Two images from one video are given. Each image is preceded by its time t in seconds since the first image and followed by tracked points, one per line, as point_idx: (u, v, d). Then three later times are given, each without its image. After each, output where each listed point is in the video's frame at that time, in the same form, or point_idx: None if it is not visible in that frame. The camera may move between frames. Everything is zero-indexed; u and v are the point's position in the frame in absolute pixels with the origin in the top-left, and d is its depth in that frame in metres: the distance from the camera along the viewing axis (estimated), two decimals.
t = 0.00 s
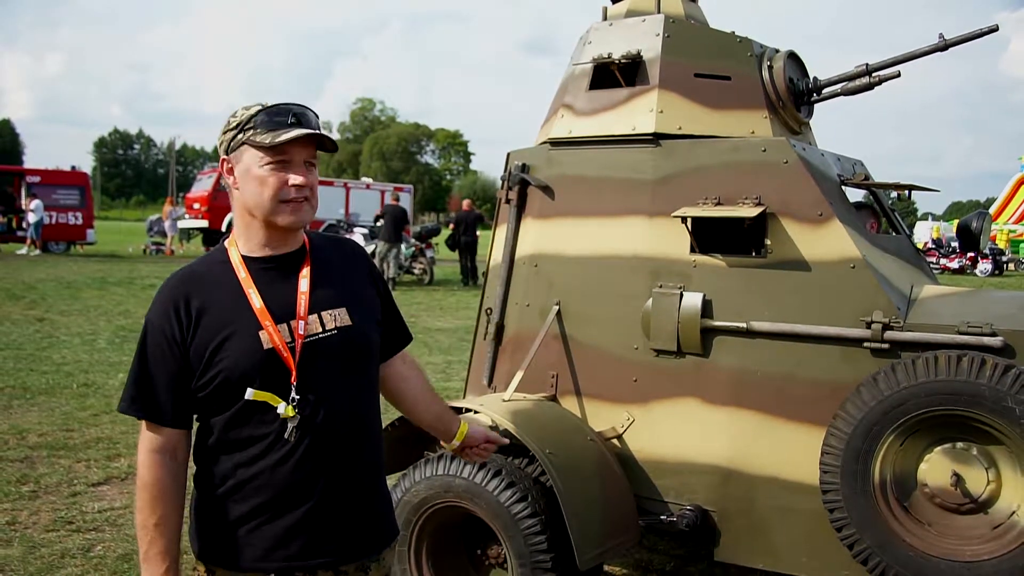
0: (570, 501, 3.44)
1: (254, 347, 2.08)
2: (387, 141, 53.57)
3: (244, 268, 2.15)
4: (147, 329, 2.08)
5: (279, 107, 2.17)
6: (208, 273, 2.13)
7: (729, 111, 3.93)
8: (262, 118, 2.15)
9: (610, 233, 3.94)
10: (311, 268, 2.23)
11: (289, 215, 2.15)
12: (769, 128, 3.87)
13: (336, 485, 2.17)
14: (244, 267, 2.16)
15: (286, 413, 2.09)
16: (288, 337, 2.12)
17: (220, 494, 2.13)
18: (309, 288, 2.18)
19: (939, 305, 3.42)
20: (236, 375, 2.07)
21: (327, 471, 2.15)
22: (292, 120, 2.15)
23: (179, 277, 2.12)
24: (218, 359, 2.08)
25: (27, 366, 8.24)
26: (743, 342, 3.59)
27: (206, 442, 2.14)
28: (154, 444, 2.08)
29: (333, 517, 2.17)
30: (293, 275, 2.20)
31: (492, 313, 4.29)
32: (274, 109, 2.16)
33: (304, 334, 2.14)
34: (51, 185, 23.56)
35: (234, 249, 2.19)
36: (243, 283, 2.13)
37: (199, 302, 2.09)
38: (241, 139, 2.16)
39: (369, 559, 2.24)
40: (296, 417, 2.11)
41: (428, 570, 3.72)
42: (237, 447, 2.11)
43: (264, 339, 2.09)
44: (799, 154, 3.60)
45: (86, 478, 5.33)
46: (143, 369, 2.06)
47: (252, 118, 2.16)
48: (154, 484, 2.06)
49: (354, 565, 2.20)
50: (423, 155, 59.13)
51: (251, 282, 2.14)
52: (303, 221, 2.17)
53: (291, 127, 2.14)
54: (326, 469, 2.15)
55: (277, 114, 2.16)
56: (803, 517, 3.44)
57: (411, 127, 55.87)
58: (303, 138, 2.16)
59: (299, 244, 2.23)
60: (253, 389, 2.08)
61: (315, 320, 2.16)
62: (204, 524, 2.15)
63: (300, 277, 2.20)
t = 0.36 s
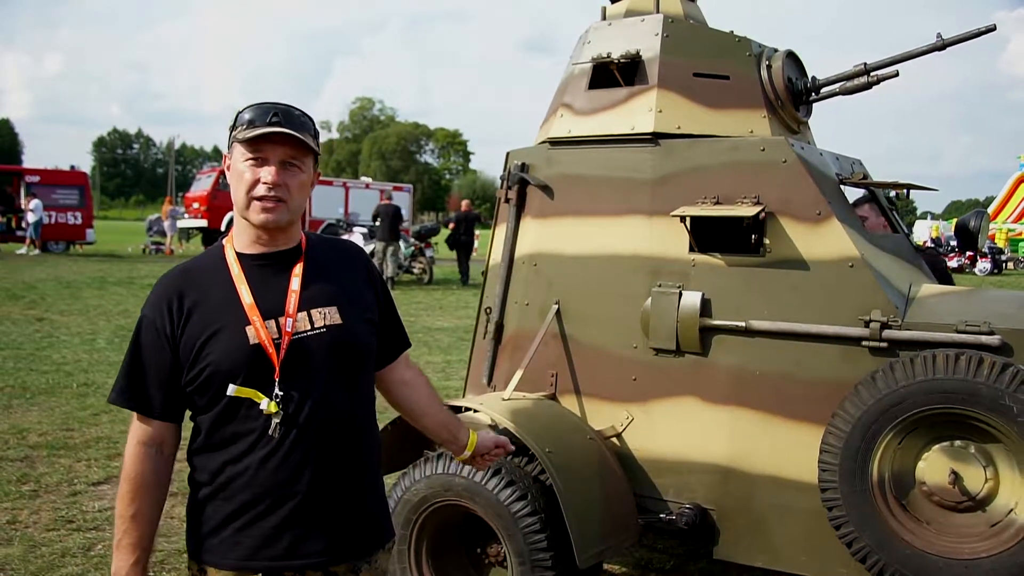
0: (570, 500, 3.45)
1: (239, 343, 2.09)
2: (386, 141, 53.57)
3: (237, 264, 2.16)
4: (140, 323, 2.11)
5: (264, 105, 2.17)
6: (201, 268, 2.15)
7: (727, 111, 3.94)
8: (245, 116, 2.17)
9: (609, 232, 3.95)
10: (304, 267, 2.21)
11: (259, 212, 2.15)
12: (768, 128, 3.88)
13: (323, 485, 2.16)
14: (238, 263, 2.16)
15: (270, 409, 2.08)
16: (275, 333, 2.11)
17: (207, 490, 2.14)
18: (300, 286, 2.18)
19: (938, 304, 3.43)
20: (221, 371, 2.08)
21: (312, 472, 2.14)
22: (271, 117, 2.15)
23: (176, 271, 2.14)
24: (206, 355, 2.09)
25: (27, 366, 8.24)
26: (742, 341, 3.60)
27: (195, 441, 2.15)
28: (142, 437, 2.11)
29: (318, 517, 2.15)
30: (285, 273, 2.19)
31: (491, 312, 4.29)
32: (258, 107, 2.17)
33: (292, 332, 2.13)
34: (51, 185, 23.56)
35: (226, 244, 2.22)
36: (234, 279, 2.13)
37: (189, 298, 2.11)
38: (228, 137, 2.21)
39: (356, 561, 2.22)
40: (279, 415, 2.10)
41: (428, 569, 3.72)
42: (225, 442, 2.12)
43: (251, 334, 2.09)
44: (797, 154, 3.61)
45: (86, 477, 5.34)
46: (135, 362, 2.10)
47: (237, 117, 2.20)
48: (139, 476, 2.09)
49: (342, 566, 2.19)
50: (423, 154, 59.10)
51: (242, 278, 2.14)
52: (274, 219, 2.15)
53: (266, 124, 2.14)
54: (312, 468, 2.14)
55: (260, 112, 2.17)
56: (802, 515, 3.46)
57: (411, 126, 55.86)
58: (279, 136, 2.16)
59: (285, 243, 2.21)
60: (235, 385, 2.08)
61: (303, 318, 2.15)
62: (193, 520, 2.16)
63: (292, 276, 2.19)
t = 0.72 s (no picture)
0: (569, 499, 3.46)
1: (231, 349, 2.07)
2: (385, 140, 53.56)
3: (226, 269, 2.15)
4: (138, 334, 2.12)
5: (243, 110, 2.16)
6: (195, 275, 2.15)
7: (727, 110, 3.94)
8: (224, 122, 2.15)
9: (609, 232, 3.95)
10: (292, 267, 2.18)
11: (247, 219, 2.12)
12: (767, 128, 3.88)
13: (321, 486, 2.13)
14: (227, 268, 2.15)
15: (263, 414, 2.07)
16: (264, 338, 2.09)
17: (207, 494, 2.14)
18: (288, 287, 2.15)
19: (937, 303, 3.44)
20: (214, 378, 2.07)
21: (309, 473, 2.11)
22: (251, 122, 2.14)
23: (171, 280, 2.15)
24: (199, 362, 2.08)
25: (27, 365, 8.24)
26: (742, 340, 3.61)
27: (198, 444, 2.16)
28: (147, 446, 2.13)
29: (317, 517, 2.12)
30: (274, 273, 2.16)
31: (491, 311, 4.30)
32: (237, 112, 2.16)
33: (281, 335, 2.11)
34: (50, 184, 23.55)
35: (215, 251, 2.19)
36: (222, 284, 2.13)
37: (182, 305, 2.11)
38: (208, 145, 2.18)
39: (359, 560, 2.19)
40: (272, 420, 2.09)
41: (428, 568, 3.73)
42: (221, 446, 2.11)
43: (240, 341, 2.08)
44: (796, 153, 3.62)
45: (86, 477, 5.34)
46: (135, 372, 2.12)
47: (215, 124, 2.17)
48: (147, 486, 2.12)
49: (344, 566, 2.16)
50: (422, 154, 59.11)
51: (231, 283, 2.13)
52: (263, 224, 2.13)
53: (246, 130, 2.12)
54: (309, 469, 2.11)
55: (239, 117, 2.15)
56: (801, 514, 3.46)
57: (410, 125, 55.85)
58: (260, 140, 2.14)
59: (275, 247, 2.19)
60: (228, 392, 2.07)
61: (292, 320, 2.12)
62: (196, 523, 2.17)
63: (281, 276, 2.16)
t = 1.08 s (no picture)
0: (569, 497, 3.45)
1: (223, 358, 2.06)
2: (384, 140, 53.55)
3: (218, 275, 2.13)
4: (129, 339, 2.11)
5: (229, 108, 2.08)
6: (186, 279, 2.13)
7: (726, 109, 3.94)
8: (209, 121, 2.08)
9: (608, 231, 3.96)
10: (286, 271, 2.16)
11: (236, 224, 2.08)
12: (766, 126, 3.89)
13: (318, 496, 2.11)
14: (218, 273, 2.13)
15: (255, 426, 2.06)
16: (257, 346, 2.07)
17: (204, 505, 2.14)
18: (282, 293, 2.12)
19: (936, 302, 3.44)
20: (205, 388, 2.06)
21: (304, 484, 2.09)
22: (237, 121, 2.07)
23: (163, 282, 2.13)
24: (190, 371, 2.07)
25: (26, 365, 8.24)
26: (741, 339, 3.61)
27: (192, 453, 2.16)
28: (139, 453, 2.12)
29: (315, 528, 2.11)
30: (267, 278, 2.14)
31: (490, 310, 4.30)
32: (223, 110, 2.08)
33: (275, 344, 2.08)
34: (49, 183, 23.48)
35: (207, 252, 2.17)
36: (215, 290, 2.10)
37: (173, 311, 2.10)
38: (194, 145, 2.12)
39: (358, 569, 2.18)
40: (265, 431, 2.08)
41: (429, 567, 3.73)
42: (216, 456, 2.11)
43: (232, 350, 2.06)
44: (796, 151, 3.62)
45: (86, 476, 5.34)
46: (125, 378, 2.10)
47: (200, 121, 2.10)
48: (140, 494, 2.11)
49: None
50: (420, 153, 59.11)
51: (223, 288, 2.11)
52: (253, 229, 2.08)
53: (232, 131, 2.06)
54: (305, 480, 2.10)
55: (225, 116, 2.08)
56: (801, 512, 3.46)
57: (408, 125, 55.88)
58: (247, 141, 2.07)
59: (267, 249, 2.15)
60: (218, 404, 2.07)
61: (287, 328, 2.10)
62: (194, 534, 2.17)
63: (274, 282, 2.14)
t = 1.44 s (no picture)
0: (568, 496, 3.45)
1: (204, 359, 1.99)
2: (383, 139, 53.55)
3: (207, 267, 2.06)
4: (108, 332, 2.03)
5: (245, 93, 2.06)
6: (172, 272, 2.06)
7: (725, 108, 3.94)
8: (221, 105, 2.05)
9: (607, 230, 3.96)
10: (279, 272, 2.10)
11: (235, 211, 2.03)
12: (764, 125, 3.88)
13: (302, 506, 2.06)
14: (208, 267, 2.07)
15: (236, 431, 1.99)
16: (243, 349, 2.01)
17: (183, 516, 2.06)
18: (273, 295, 2.06)
19: (935, 300, 3.44)
20: (185, 389, 1.99)
21: (287, 494, 2.03)
22: (250, 109, 2.03)
23: (147, 275, 2.06)
24: (172, 370, 2.00)
25: (25, 365, 8.24)
26: (740, 338, 3.61)
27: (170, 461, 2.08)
28: (115, 453, 2.02)
29: (297, 539, 2.05)
30: (259, 278, 2.08)
31: (490, 309, 4.30)
32: (238, 95, 2.06)
33: (261, 347, 2.02)
34: (49, 183, 23.36)
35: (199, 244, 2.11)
36: (204, 285, 2.04)
37: (157, 304, 2.02)
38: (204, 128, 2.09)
39: None
40: (247, 437, 2.01)
41: (428, 566, 3.73)
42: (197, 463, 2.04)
43: (217, 351, 1.99)
44: (795, 150, 3.62)
45: (85, 476, 5.34)
46: (102, 373, 2.01)
47: (213, 105, 2.07)
48: (115, 496, 2.01)
49: None
50: (419, 152, 59.12)
51: (213, 284, 2.04)
52: (249, 219, 2.03)
53: (244, 116, 2.02)
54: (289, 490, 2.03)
55: (240, 100, 2.05)
56: (800, 511, 3.46)
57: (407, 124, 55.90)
58: (257, 129, 2.04)
59: (262, 246, 2.10)
60: (196, 408, 1.98)
61: (275, 331, 2.03)
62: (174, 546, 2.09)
63: (266, 283, 2.07)
